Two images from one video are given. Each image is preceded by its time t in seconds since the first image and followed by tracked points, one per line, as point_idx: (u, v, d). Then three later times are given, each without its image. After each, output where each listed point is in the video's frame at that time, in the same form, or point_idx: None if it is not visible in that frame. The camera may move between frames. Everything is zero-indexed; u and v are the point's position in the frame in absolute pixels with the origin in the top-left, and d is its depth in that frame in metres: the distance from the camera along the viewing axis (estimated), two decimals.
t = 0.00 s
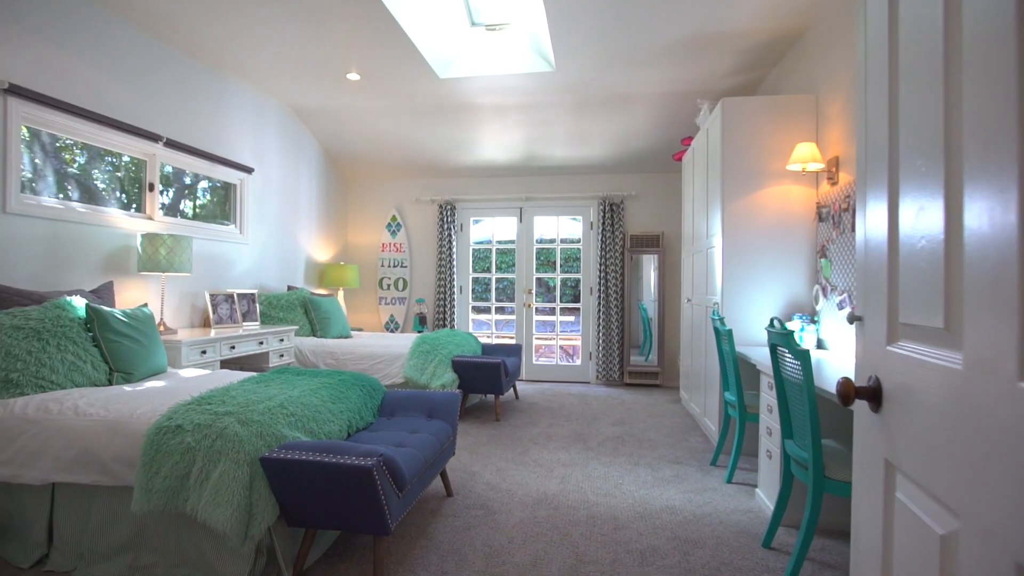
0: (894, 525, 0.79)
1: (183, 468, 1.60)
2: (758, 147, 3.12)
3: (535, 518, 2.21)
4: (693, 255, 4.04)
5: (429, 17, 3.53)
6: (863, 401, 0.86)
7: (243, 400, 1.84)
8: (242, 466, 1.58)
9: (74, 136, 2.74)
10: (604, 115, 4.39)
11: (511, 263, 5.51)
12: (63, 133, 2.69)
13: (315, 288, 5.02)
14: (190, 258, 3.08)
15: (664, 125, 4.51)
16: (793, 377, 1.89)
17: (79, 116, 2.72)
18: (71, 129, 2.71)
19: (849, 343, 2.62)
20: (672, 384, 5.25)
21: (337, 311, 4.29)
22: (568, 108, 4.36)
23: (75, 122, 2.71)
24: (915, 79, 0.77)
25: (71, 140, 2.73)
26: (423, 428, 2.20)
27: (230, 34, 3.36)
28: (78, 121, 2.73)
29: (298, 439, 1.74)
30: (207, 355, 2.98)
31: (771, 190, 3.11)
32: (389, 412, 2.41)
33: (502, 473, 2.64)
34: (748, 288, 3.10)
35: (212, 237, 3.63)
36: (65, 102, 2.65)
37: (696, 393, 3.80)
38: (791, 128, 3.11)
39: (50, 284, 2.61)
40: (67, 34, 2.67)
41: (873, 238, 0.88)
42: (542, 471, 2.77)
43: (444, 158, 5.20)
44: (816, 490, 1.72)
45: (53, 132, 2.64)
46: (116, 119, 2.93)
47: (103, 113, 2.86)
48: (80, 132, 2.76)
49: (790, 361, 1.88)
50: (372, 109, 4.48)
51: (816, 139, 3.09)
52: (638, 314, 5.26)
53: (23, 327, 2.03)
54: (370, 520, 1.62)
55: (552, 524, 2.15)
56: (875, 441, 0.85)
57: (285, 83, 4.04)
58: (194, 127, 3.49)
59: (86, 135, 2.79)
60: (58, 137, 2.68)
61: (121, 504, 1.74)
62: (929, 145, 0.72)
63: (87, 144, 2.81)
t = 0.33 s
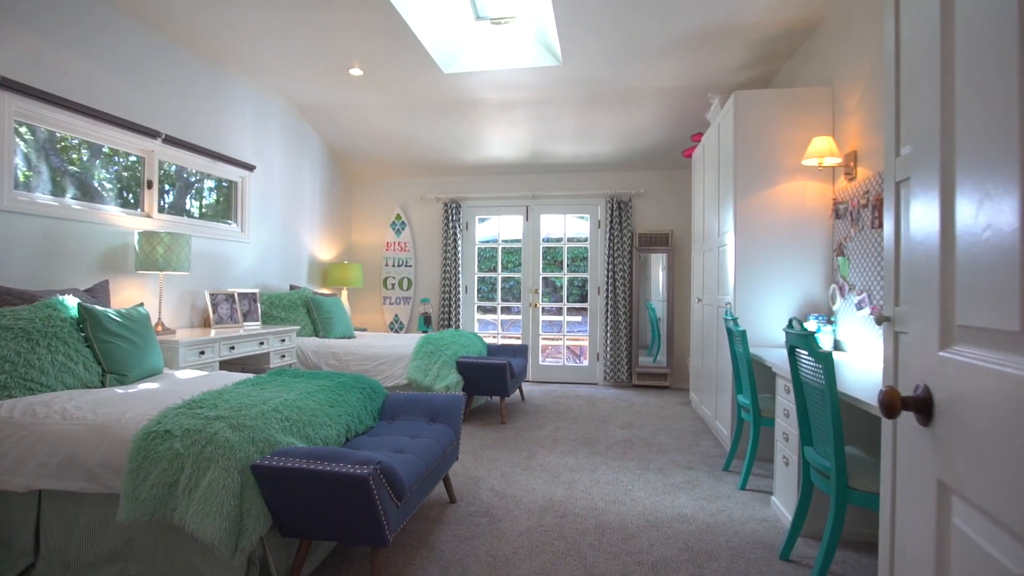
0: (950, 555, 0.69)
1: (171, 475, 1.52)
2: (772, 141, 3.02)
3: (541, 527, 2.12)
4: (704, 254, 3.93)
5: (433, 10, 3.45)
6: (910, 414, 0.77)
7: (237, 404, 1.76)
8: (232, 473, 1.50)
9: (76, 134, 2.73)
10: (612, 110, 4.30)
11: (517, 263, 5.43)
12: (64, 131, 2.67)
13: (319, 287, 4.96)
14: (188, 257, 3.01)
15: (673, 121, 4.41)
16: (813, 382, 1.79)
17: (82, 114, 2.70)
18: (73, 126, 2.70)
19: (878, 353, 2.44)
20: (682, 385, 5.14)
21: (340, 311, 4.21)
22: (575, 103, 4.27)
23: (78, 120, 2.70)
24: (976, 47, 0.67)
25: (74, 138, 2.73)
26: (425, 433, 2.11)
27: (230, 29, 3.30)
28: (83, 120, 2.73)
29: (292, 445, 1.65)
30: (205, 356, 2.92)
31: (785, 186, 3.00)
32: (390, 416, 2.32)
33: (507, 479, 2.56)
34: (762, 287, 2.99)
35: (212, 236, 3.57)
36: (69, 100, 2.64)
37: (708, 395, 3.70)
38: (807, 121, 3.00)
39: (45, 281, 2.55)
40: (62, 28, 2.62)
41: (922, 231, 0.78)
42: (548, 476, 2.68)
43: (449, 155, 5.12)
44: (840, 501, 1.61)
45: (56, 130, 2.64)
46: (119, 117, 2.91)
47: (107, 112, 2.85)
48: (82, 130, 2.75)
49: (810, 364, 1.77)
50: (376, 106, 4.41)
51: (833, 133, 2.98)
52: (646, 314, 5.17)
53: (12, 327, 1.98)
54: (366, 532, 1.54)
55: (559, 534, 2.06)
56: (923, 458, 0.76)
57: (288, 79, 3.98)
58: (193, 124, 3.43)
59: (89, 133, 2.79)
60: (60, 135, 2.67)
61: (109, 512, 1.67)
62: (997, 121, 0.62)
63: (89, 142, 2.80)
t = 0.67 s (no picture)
0: None
1: (161, 482, 1.45)
2: (790, 134, 2.91)
3: (550, 536, 2.03)
4: (718, 252, 3.82)
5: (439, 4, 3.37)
6: (977, 428, 0.67)
7: (232, 407, 1.69)
8: (225, 481, 1.43)
9: (80, 132, 2.71)
10: (622, 105, 4.20)
11: (526, 262, 5.34)
12: (70, 130, 2.66)
13: (324, 287, 4.90)
14: (190, 256, 2.96)
15: (685, 116, 4.31)
16: (838, 386, 1.68)
17: (88, 112, 2.69)
18: (79, 125, 2.68)
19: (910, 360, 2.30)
20: (693, 387, 5.04)
21: (345, 310, 4.15)
22: (584, 99, 4.17)
23: (83, 118, 2.68)
24: None
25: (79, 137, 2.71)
26: (429, 437, 2.03)
27: (234, 26, 3.24)
28: (89, 118, 2.71)
29: (289, 450, 1.58)
30: (207, 356, 2.86)
31: (804, 181, 2.89)
32: (392, 419, 2.24)
33: (515, 486, 2.47)
34: (779, 287, 2.88)
35: (215, 235, 3.52)
36: (76, 98, 2.63)
37: (722, 398, 3.59)
38: (826, 114, 2.89)
39: (43, 280, 2.50)
40: (61, 23, 2.57)
41: (988, 221, 0.68)
42: (557, 482, 2.59)
43: (456, 152, 5.05)
44: (869, 513, 1.51)
45: (62, 129, 2.63)
46: (125, 115, 2.89)
47: (113, 110, 2.83)
48: (87, 128, 2.72)
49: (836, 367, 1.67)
50: (382, 102, 4.35)
51: (854, 126, 2.87)
52: (656, 314, 5.07)
53: (6, 326, 1.92)
54: (366, 543, 1.45)
55: (569, 544, 1.97)
56: (995, 481, 0.66)
57: (293, 75, 3.93)
58: (198, 121, 3.39)
59: (96, 132, 2.77)
60: (63, 133, 2.64)
61: (101, 520, 1.61)
62: None
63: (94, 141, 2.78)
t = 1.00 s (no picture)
0: None
1: (152, 488, 1.38)
2: (811, 126, 2.78)
3: (561, 547, 1.93)
4: (735, 251, 3.70)
5: None
6: None
7: (229, 409, 1.61)
8: (217, 488, 1.35)
9: (86, 130, 2.68)
10: (635, 99, 4.10)
11: (536, 261, 5.26)
12: (75, 127, 2.63)
13: (332, 287, 4.86)
14: (194, 254, 2.90)
15: (699, 110, 4.19)
16: (870, 390, 1.56)
17: (94, 109, 2.66)
18: (84, 122, 2.65)
19: (947, 363, 2.16)
20: (708, 389, 4.91)
21: (353, 310, 4.10)
22: (596, 93, 4.08)
23: (88, 116, 2.65)
24: None
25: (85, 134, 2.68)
26: (434, 442, 1.94)
27: (240, 22, 3.19)
28: (95, 116, 2.69)
29: (286, 456, 1.50)
30: (210, 356, 2.81)
31: (827, 174, 2.76)
32: (397, 422, 2.16)
33: (524, 492, 2.38)
34: (800, 285, 2.76)
35: (220, 233, 3.47)
36: (82, 96, 2.60)
37: (739, 401, 3.47)
38: (850, 105, 2.76)
39: (45, 279, 2.47)
40: (63, 18, 2.53)
41: None
42: (568, 488, 2.49)
43: (466, 149, 4.97)
44: (906, 529, 1.39)
45: (67, 126, 2.60)
46: (131, 113, 2.86)
47: (118, 107, 2.80)
48: (93, 126, 2.70)
49: (867, 371, 1.54)
50: (390, 99, 4.29)
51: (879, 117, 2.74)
52: (670, 314, 4.96)
53: (2, 326, 1.88)
54: (365, 556, 1.37)
55: (581, 555, 1.87)
56: None
57: (300, 72, 3.88)
58: (204, 119, 3.35)
59: (101, 130, 2.75)
60: (69, 131, 2.62)
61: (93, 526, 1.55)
62: None
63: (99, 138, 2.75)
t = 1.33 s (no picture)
0: None
1: (144, 496, 1.32)
2: (837, 116, 2.65)
3: (575, 558, 1.84)
4: (755, 248, 3.56)
5: None
6: None
7: (226, 412, 1.55)
8: (210, 497, 1.28)
9: (92, 127, 2.64)
10: (650, 92, 3.98)
11: (549, 261, 5.16)
12: (81, 124, 2.59)
13: (343, 287, 4.81)
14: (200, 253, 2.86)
15: (717, 103, 4.06)
16: (909, 397, 1.44)
17: (100, 106, 2.62)
18: (90, 119, 2.61)
19: (989, 363, 2.02)
20: (726, 391, 4.78)
21: (362, 310, 4.04)
22: (610, 87, 3.97)
23: (94, 113, 2.61)
24: None
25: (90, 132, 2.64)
26: (441, 447, 1.86)
27: (248, 19, 3.15)
28: (101, 113, 2.65)
29: (284, 463, 1.42)
30: (216, 357, 2.76)
31: (854, 167, 2.63)
32: (403, 426, 2.08)
33: (536, 500, 2.29)
34: (827, 283, 2.63)
35: (229, 232, 3.43)
36: (87, 92, 2.56)
37: (760, 404, 3.33)
38: (878, 94, 2.62)
39: (50, 278, 2.43)
40: (70, 15, 2.49)
41: None
42: (582, 495, 2.39)
43: (477, 146, 4.90)
44: (953, 550, 1.27)
45: (72, 123, 2.56)
46: (138, 110, 2.82)
47: (124, 104, 2.76)
48: (99, 123, 2.66)
49: (908, 375, 1.42)
50: (400, 96, 4.23)
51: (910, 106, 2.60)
52: (686, 315, 4.83)
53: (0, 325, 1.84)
54: (365, 571, 1.28)
55: (596, 568, 1.77)
56: None
57: (309, 70, 3.84)
58: (212, 117, 3.31)
59: (108, 127, 2.71)
60: (75, 128, 2.58)
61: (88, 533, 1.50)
62: None
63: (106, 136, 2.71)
